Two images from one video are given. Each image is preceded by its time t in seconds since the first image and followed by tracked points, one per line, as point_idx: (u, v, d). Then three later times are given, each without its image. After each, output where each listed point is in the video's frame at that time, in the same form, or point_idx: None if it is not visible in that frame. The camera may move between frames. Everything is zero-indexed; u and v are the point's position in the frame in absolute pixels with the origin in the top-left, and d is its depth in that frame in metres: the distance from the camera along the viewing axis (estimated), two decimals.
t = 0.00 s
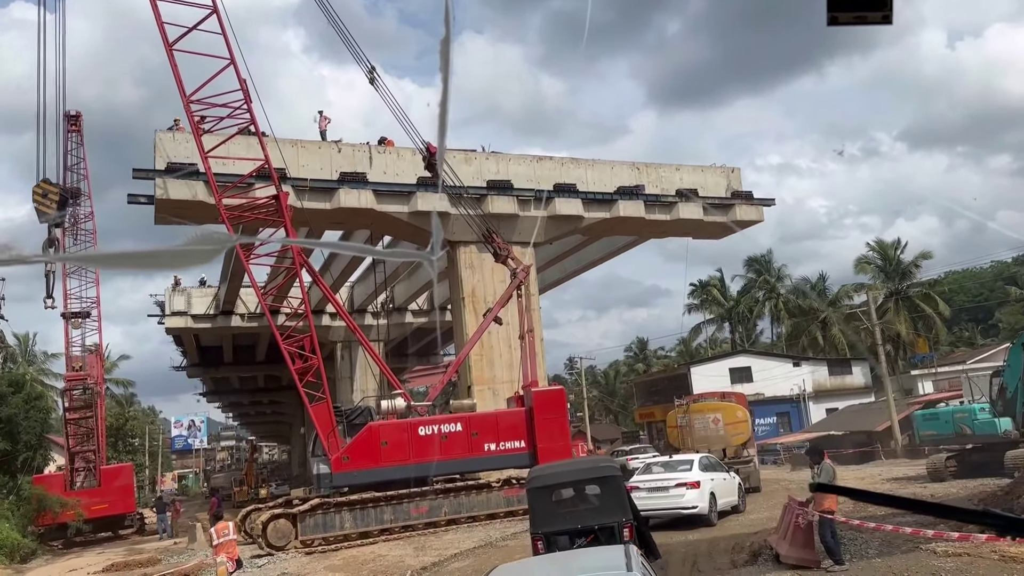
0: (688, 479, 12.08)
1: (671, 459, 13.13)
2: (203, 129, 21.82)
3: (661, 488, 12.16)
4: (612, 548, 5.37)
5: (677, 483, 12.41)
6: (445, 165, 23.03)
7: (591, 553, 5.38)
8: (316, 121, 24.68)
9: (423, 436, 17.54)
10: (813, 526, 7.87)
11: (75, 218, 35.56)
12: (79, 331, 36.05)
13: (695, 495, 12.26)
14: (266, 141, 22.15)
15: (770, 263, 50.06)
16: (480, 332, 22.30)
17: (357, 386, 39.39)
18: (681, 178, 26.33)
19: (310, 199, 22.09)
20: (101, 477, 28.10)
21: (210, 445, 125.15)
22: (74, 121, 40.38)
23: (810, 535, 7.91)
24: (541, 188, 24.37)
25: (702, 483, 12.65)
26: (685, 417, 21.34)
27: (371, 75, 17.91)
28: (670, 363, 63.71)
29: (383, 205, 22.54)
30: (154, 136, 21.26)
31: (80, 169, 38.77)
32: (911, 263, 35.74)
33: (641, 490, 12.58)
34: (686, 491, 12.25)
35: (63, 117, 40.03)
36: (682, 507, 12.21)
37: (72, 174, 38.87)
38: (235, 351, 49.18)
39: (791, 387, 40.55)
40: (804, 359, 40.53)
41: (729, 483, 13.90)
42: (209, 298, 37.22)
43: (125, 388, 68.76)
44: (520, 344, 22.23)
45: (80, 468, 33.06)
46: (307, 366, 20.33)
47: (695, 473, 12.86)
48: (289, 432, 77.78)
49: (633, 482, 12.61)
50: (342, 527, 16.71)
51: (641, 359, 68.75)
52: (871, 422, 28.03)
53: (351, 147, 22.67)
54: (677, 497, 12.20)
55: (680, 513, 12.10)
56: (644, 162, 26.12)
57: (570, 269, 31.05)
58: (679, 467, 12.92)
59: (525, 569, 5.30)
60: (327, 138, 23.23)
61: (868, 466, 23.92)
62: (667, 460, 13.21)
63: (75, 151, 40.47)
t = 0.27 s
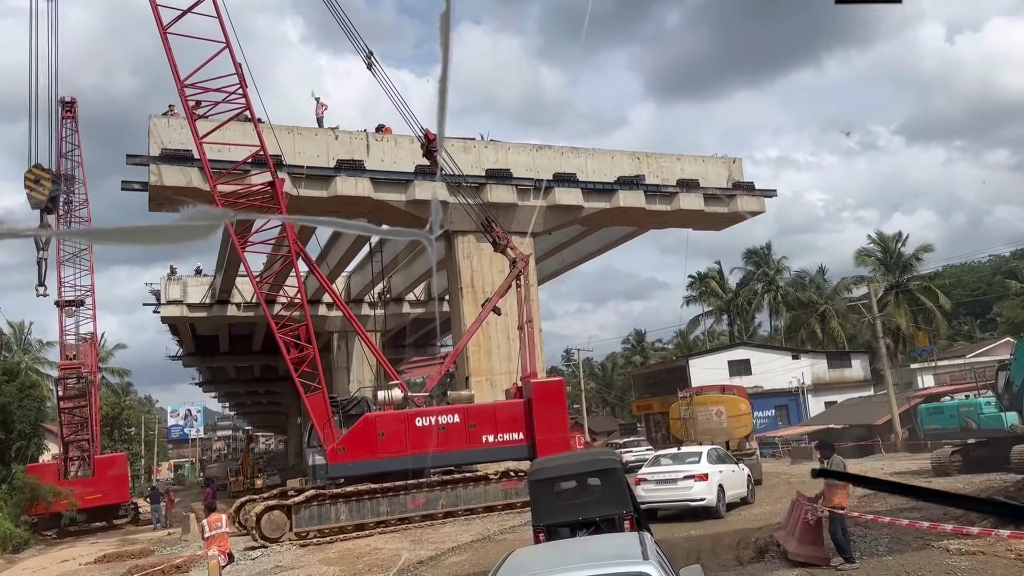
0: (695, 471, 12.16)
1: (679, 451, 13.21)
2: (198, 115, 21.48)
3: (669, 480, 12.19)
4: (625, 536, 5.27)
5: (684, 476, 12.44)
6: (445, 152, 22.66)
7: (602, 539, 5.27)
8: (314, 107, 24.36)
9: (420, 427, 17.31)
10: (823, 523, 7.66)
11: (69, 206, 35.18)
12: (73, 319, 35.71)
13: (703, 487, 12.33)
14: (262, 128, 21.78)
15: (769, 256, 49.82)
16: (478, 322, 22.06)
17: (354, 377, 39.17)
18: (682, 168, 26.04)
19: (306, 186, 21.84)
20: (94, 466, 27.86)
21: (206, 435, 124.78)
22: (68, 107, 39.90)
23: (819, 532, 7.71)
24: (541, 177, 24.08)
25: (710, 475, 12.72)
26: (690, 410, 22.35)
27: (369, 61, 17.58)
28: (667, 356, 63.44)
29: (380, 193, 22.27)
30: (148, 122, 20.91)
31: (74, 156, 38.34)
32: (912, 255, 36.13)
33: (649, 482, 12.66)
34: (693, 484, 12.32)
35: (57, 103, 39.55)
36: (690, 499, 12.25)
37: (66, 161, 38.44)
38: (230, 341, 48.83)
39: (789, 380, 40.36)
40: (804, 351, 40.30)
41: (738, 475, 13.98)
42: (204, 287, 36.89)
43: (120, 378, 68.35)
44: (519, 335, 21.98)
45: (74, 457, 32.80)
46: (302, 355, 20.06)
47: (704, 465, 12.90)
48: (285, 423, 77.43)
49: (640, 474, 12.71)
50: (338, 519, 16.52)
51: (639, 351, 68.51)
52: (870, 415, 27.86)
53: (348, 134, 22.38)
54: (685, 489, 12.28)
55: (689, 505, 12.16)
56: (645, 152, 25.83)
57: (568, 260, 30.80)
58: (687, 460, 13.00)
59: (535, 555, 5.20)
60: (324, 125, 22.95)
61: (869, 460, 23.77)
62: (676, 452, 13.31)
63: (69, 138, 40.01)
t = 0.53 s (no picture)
0: (703, 465, 12.12)
1: (687, 444, 13.15)
2: (192, 100, 21.17)
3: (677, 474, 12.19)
4: (638, 532, 5.12)
5: (692, 469, 12.43)
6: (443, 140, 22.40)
7: (611, 538, 5.05)
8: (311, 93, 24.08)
9: (416, 419, 17.09)
10: (831, 522, 7.47)
11: (62, 191, 34.82)
12: (65, 306, 35.37)
13: (710, 481, 12.29)
14: (257, 114, 21.59)
15: (767, 250, 49.65)
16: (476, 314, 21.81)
17: (349, 367, 38.92)
18: (683, 160, 25.80)
19: (302, 173, 21.63)
20: (86, 454, 27.57)
21: (201, 424, 124.47)
22: (62, 92, 39.45)
23: (827, 531, 7.51)
24: (541, 167, 23.83)
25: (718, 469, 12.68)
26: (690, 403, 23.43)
27: (367, 46, 17.33)
28: (664, 349, 63.34)
29: (377, 182, 22.09)
30: (142, 107, 20.70)
31: (67, 141, 37.91)
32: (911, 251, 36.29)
33: (657, 475, 12.67)
34: (701, 477, 12.28)
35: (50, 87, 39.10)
36: (697, 493, 12.24)
37: (60, 146, 38.02)
38: (225, 330, 48.53)
39: (786, 374, 40.24)
40: (801, 346, 40.18)
41: (746, 469, 13.93)
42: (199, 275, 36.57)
43: (114, 366, 67.98)
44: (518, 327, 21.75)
45: (65, 446, 32.51)
46: (297, 345, 19.79)
47: (712, 459, 12.87)
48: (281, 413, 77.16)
49: (648, 467, 12.70)
50: (332, 512, 16.31)
51: (635, 344, 68.35)
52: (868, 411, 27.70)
53: (346, 122, 22.19)
54: (693, 482, 12.24)
55: (695, 498, 12.15)
56: (645, 143, 25.54)
57: (566, 252, 30.54)
58: (695, 453, 12.97)
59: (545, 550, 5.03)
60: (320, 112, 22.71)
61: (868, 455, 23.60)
62: (684, 445, 13.28)
63: (63, 123, 39.58)
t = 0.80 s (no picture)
0: (706, 459, 12.14)
1: (691, 439, 13.12)
2: (187, 85, 20.89)
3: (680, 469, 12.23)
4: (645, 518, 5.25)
5: (695, 463, 12.44)
6: (441, 129, 22.16)
7: (610, 526, 5.12)
8: (307, 80, 23.81)
9: (411, 411, 16.92)
10: (836, 521, 7.30)
11: (55, 176, 34.43)
12: (56, 293, 35.00)
13: (713, 475, 12.30)
14: (254, 99, 21.32)
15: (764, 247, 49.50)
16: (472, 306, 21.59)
17: (342, 358, 38.69)
18: (682, 154, 25.60)
19: (298, 161, 21.38)
20: (75, 442, 27.26)
21: (192, 414, 123.83)
22: (56, 76, 38.98)
23: (832, 530, 7.35)
24: (539, 159, 23.60)
25: (721, 463, 12.67)
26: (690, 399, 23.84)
27: (366, 31, 17.07)
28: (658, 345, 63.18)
29: (374, 171, 21.86)
30: (136, 90, 20.42)
31: (61, 126, 37.46)
32: (908, 250, 36.23)
33: (661, 469, 12.68)
34: (704, 471, 12.29)
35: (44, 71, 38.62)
36: (700, 487, 12.24)
37: (53, 131, 37.56)
38: (218, 319, 48.18)
39: (781, 372, 40.13)
40: (796, 344, 40.06)
41: (750, 463, 13.88)
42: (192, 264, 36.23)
43: (105, 354, 67.45)
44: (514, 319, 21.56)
45: (55, 433, 32.20)
46: (291, 334, 19.54)
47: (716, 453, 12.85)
48: (273, 404, 76.72)
49: (652, 461, 12.74)
50: (324, 503, 16.13)
51: (630, 339, 68.14)
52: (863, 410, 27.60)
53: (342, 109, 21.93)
54: (696, 476, 12.26)
55: (699, 492, 12.16)
56: (645, 137, 25.34)
57: (562, 246, 30.35)
58: (699, 448, 12.96)
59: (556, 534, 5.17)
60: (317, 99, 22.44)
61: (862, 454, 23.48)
62: (689, 439, 13.25)
63: (57, 107, 39.13)
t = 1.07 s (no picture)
0: (708, 463, 12.06)
1: (693, 442, 13.05)
2: (180, 73, 20.56)
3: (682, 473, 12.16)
4: (652, 521, 5.75)
5: (698, 467, 12.37)
6: (438, 123, 21.92)
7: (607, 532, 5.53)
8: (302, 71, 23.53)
9: (401, 408, 16.65)
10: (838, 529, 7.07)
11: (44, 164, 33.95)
12: (43, 283, 34.51)
13: (715, 479, 12.20)
14: (247, 88, 21.00)
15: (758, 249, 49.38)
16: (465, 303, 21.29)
17: (332, 354, 38.36)
18: (679, 154, 25.41)
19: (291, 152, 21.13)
20: (60, 434, 26.82)
21: (180, 407, 122.96)
22: (47, 63, 38.47)
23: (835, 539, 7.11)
24: (535, 156, 23.34)
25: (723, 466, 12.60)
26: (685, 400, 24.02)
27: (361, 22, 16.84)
28: (650, 346, 63.02)
29: (368, 164, 21.58)
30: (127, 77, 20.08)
31: (51, 113, 36.97)
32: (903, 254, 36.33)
33: (662, 472, 12.62)
34: (705, 475, 12.21)
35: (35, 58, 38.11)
36: (701, 490, 12.17)
37: (44, 119, 37.06)
38: (208, 312, 47.71)
39: (773, 375, 40.02)
40: (789, 346, 39.97)
41: (751, 465, 13.80)
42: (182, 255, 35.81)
43: (93, 345, 66.76)
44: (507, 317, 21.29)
45: (39, 425, 31.74)
46: (280, 328, 19.17)
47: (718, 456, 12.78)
48: (262, 399, 76.14)
49: (654, 464, 12.66)
50: (310, 501, 15.84)
51: (622, 339, 67.95)
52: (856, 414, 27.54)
53: (337, 101, 21.71)
54: (697, 480, 12.17)
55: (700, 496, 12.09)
56: (642, 136, 25.14)
57: (555, 245, 30.13)
58: (700, 451, 12.87)
59: (565, 532, 5.67)
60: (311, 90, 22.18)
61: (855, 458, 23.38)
62: (691, 442, 13.15)
63: (48, 95, 38.63)
